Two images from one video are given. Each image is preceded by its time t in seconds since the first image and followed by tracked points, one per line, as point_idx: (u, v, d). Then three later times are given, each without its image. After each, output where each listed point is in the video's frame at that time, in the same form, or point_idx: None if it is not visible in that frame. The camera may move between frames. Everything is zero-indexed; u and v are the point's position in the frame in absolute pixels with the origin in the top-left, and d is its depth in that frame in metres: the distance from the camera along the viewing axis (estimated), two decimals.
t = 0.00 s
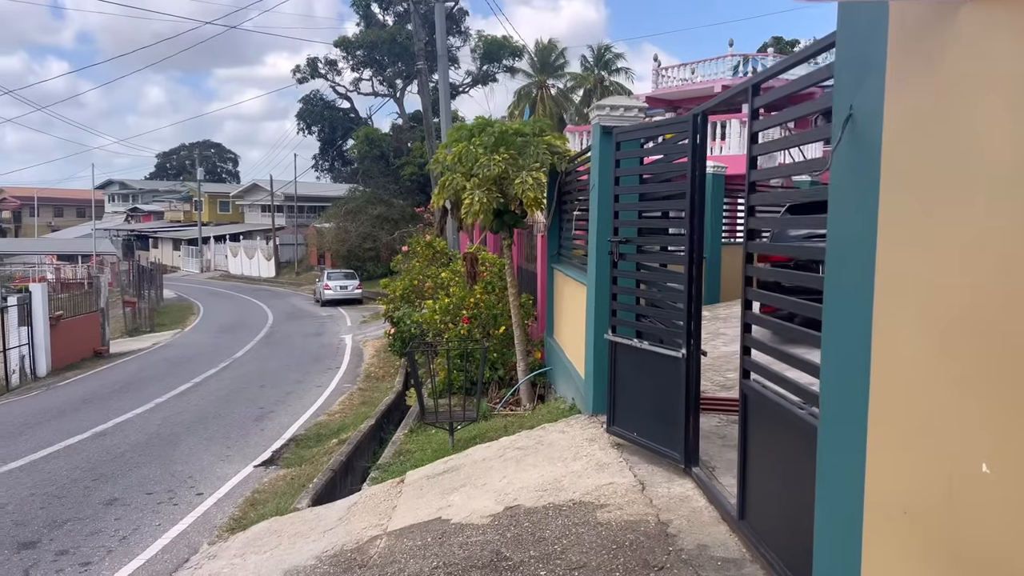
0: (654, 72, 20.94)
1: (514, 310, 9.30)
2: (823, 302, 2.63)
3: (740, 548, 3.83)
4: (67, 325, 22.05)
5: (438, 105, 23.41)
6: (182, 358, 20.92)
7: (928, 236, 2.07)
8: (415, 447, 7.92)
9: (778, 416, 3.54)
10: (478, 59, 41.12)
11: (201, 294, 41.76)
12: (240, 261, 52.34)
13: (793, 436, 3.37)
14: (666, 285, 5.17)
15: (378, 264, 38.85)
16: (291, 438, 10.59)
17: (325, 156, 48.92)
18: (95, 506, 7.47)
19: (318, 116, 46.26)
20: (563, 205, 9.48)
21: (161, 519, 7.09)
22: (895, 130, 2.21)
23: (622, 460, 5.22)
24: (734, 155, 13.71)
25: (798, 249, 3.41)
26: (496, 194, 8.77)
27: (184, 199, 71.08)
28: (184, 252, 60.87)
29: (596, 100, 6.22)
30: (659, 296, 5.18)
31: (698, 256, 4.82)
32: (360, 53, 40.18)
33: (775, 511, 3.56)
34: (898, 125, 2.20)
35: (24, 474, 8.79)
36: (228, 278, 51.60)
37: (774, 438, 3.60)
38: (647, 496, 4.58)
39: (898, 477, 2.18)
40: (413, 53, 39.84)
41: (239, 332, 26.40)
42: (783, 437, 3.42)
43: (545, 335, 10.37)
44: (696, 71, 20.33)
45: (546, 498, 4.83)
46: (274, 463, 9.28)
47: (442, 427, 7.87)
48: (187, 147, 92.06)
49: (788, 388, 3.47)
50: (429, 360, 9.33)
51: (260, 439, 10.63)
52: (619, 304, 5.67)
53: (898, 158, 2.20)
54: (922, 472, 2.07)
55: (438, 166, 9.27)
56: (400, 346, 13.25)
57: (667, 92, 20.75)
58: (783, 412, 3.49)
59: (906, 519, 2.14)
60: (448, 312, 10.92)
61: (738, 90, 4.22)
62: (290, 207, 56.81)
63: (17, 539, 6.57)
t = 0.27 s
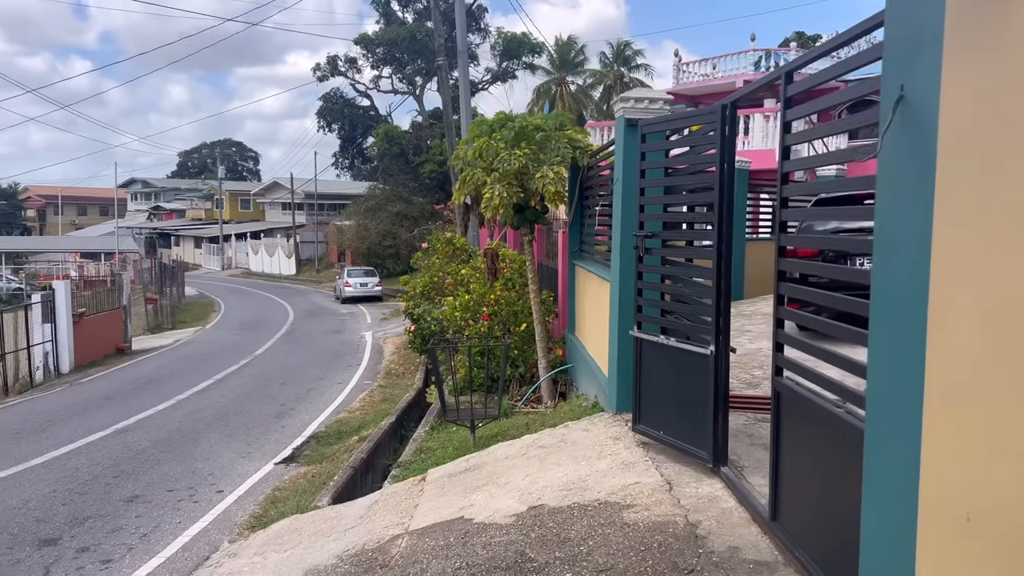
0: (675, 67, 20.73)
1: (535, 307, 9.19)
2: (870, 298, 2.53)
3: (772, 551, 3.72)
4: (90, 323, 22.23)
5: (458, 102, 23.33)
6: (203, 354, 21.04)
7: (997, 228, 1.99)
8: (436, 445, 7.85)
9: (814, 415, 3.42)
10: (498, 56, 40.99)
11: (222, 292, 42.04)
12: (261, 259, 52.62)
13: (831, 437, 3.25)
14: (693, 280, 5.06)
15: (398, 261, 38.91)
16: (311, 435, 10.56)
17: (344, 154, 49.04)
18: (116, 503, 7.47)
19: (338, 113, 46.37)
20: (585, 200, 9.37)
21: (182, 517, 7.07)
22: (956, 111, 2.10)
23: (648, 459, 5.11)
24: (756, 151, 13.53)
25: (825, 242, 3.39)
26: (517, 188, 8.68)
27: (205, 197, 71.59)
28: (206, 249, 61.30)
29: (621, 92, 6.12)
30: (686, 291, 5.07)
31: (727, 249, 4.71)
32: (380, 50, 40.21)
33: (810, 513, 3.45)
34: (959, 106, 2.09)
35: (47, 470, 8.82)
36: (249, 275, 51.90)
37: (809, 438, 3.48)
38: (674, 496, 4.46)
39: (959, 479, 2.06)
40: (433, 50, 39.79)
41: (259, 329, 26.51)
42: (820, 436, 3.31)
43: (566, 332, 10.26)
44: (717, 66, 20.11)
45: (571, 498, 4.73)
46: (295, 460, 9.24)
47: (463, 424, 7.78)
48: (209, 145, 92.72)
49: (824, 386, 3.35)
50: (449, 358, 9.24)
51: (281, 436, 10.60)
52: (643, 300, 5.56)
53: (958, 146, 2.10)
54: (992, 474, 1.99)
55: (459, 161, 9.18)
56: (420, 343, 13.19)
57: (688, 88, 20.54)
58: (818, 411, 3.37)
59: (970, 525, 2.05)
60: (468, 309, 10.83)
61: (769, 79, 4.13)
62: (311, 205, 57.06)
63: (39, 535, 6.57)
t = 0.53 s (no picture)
0: (701, 64, 20.50)
1: (560, 306, 9.09)
2: (922, 297, 2.44)
3: (808, 559, 3.61)
4: (120, 322, 22.48)
5: (483, 101, 23.26)
6: (231, 353, 21.20)
7: None
8: (461, 446, 7.78)
9: (852, 420, 3.30)
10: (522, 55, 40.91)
11: (249, 291, 42.39)
12: (287, 258, 53.00)
13: (870, 441, 3.14)
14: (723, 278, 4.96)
15: (422, 260, 38.96)
16: (337, 435, 10.55)
17: (369, 154, 49.22)
18: (144, 502, 7.49)
19: (363, 114, 46.57)
20: (611, 198, 9.27)
21: (209, 516, 7.07)
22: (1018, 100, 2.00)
23: (678, 462, 5.01)
24: (784, 148, 13.33)
25: (858, 241, 3.37)
26: (542, 187, 8.58)
27: (233, 197, 72.27)
28: (233, 249, 61.87)
29: (649, 87, 6.02)
30: (716, 291, 4.96)
31: (760, 245, 4.59)
32: (405, 50, 40.31)
33: (848, 519, 3.33)
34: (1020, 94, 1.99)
35: (76, 468, 8.89)
36: (276, 275, 52.31)
37: (847, 443, 3.36)
38: (705, 501, 4.36)
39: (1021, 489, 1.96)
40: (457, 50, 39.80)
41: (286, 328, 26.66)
42: (859, 440, 3.19)
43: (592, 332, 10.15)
44: (744, 63, 19.85)
45: (600, 501, 4.64)
46: (321, 460, 9.23)
47: (488, 425, 7.69)
48: (236, 146, 93.63)
49: (863, 388, 3.24)
50: (474, 358, 9.18)
51: (307, 436, 10.61)
52: (672, 299, 5.45)
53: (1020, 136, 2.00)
54: None
55: (483, 159, 9.11)
56: (445, 342, 13.16)
57: (715, 85, 20.29)
58: (857, 416, 3.26)
59: None
60: (493, 308, 10.76)
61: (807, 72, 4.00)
62: (336, 205, 57.38)
63: (68, 533, 6.61)
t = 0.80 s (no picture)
0: (733, 63, 20.21)
1: (591, 308, 8.96)
2: (984, 297, 2.30)
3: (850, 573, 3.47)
4: (154, 322, 22.76)
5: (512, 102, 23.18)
6: (262, 353, 21.35)
7: None
8: (489, 449, 7.68)
9: (898, 428, 3.15)
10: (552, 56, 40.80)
11: (281, 292, 42.77)
12: (319, 259, 53.38)
13: (919, 451, 2.99)
14: (759, 280, 4.81)
15: (451, 261, 38.99)
16: (366, 436, 10.52)
17: (400, 156, 49.42)
18: (174, 503, 7.50)
19: (394, 115, 46.76)
20: (642, 197, 9.13)
21: (237, 518, 7.06)
22: None
23: (712, 470, 4.87)
24: (819, 147, 13.06)
25: (899, 241, 3.23)
26: (572, 187, 8.46)
27: (265, 199, 73.02)
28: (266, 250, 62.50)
29: (681, 85, 5.89)
30: (752, 293, 4.82)
31: (799, 245, 4.44)
32: (435, 52, 40.39)
33: (894, 533, 3.19)
34: None
35: (108, 468, 8.95)
36: (307, 275, 52.72)
37: (892, 453, 3.21)
38: (741, 511, 4.22)
39: None
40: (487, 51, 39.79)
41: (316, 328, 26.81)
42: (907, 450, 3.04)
43: (622, 334, 10.01)
44: (777, 61, 19.55)
45: (631, 510, 4.52)
46: (349, 461, 9.19)
47: (517, 428, 7.59)
48: (269, 148, 94.63)
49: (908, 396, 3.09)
50: (503, 361, 9.08)
51: (336, 437, 10.59)
52: (706, 302, 5.31)
53: None
54: None
55: (513, 159, 9.02)
56: (473, 343, 13.09)
57: (747, 84, 20.00)
58: (903, 425, 3.11)
59: None
60: (522, 309, 10.65)
61: (849, 66, 3.85)
62: (367, 206, 57.70)
63: (98, 533, 6.64)
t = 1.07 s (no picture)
0: (767, 64, 19.89)
1: (620, 312, 8.80)
2: None
3: None
4: (187, 323, 22.98)
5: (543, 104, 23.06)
6: (293, 355, 21.44)
7: None
8: (516, 456, 7.55)
9: (947, 446, 2.96)
10: (584, 58, 40.62)
11: (314, 294, 43.05)
12: (351, 262, 53.68)
13: (969, 470, 2.81)
14: (795, 286, 4.62)
15: (482, 264, 38.95)
16: (393, 440, 10.45)
17: (431, 159, 49.56)
18: (201, 506, 7.48)
19: (426, 119, 46.90)
20: (674, 200, 8.95)
21: (263, 523, 7.01)
22: None
23: (746, 483, 4.69)
24: (855, 149, 12.76)
25: (943, 245, 3.05)
26: (603, 190, 8.32)
27: (299, 202, 73.68)
28: (299, 253, 63.03)
29: (715, 84, 5.72)
30: (788, 299, 4.64)
31: (838, 250, 4.26)
32: (466, 55, 40.43)
33: (943, 556, 3.00)
34: None
35: (137, 470, 8.99)
36: (340, 278, 53.05)
37: (940, 471, 3.03)
38: (777, 527, 4.04)
39: None
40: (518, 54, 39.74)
41: (347, 331, 26.91)
42: (957, 468, 2.86)
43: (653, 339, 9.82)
44: (813, 62, 19.21)
45: (661, 523, 4.37)
46: (376, 466, 9.11)
47: (544, 435, 7.44)
48: (303, 152, 95.56)
49: (959, 411, 2.90)
50: (531, 366, 8.95)
51: (364, 441, 10.54)
52: (741, 309, 5.13)
53: None
54: None
55: (542, 162, 8.90)
56: (502, 347, 12.98)
57: (782, 85, 19.66)
58: (953, 442, 2.92)
59: None
60: (550, 314, 10.51)
61: (891, 63, 3.65)
62: (399, 209, 57.95)
63: (124, 537, 6.62)
